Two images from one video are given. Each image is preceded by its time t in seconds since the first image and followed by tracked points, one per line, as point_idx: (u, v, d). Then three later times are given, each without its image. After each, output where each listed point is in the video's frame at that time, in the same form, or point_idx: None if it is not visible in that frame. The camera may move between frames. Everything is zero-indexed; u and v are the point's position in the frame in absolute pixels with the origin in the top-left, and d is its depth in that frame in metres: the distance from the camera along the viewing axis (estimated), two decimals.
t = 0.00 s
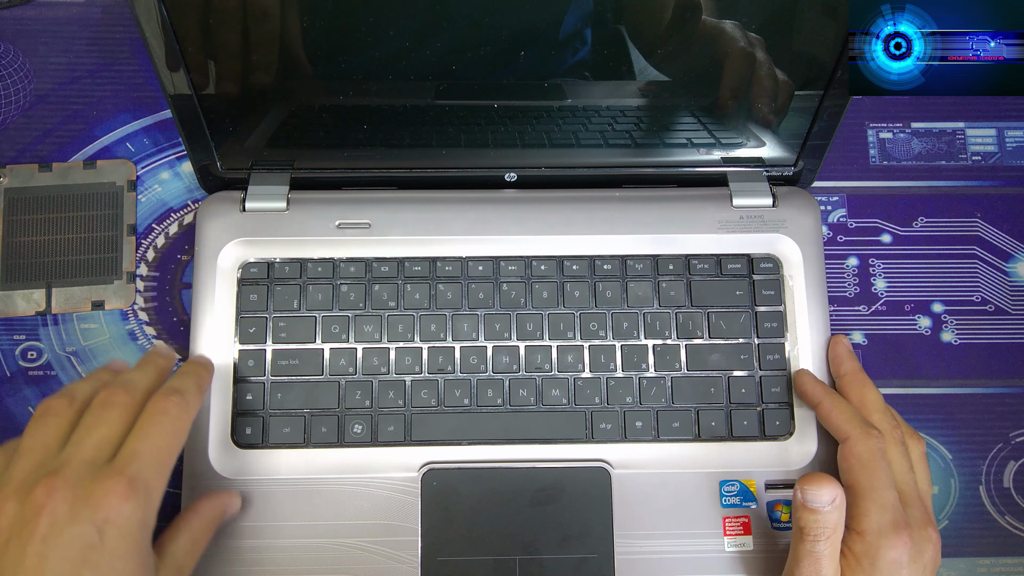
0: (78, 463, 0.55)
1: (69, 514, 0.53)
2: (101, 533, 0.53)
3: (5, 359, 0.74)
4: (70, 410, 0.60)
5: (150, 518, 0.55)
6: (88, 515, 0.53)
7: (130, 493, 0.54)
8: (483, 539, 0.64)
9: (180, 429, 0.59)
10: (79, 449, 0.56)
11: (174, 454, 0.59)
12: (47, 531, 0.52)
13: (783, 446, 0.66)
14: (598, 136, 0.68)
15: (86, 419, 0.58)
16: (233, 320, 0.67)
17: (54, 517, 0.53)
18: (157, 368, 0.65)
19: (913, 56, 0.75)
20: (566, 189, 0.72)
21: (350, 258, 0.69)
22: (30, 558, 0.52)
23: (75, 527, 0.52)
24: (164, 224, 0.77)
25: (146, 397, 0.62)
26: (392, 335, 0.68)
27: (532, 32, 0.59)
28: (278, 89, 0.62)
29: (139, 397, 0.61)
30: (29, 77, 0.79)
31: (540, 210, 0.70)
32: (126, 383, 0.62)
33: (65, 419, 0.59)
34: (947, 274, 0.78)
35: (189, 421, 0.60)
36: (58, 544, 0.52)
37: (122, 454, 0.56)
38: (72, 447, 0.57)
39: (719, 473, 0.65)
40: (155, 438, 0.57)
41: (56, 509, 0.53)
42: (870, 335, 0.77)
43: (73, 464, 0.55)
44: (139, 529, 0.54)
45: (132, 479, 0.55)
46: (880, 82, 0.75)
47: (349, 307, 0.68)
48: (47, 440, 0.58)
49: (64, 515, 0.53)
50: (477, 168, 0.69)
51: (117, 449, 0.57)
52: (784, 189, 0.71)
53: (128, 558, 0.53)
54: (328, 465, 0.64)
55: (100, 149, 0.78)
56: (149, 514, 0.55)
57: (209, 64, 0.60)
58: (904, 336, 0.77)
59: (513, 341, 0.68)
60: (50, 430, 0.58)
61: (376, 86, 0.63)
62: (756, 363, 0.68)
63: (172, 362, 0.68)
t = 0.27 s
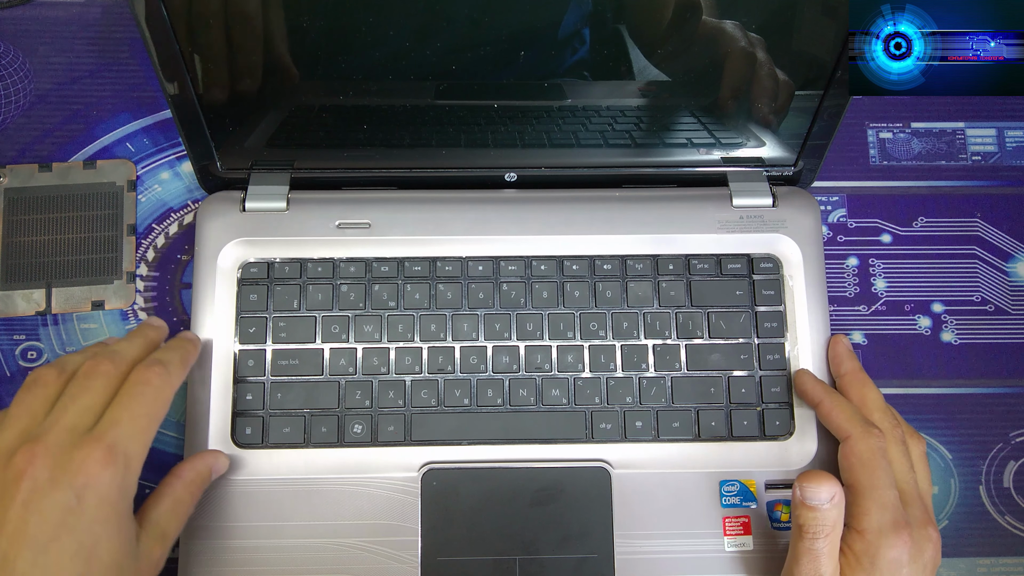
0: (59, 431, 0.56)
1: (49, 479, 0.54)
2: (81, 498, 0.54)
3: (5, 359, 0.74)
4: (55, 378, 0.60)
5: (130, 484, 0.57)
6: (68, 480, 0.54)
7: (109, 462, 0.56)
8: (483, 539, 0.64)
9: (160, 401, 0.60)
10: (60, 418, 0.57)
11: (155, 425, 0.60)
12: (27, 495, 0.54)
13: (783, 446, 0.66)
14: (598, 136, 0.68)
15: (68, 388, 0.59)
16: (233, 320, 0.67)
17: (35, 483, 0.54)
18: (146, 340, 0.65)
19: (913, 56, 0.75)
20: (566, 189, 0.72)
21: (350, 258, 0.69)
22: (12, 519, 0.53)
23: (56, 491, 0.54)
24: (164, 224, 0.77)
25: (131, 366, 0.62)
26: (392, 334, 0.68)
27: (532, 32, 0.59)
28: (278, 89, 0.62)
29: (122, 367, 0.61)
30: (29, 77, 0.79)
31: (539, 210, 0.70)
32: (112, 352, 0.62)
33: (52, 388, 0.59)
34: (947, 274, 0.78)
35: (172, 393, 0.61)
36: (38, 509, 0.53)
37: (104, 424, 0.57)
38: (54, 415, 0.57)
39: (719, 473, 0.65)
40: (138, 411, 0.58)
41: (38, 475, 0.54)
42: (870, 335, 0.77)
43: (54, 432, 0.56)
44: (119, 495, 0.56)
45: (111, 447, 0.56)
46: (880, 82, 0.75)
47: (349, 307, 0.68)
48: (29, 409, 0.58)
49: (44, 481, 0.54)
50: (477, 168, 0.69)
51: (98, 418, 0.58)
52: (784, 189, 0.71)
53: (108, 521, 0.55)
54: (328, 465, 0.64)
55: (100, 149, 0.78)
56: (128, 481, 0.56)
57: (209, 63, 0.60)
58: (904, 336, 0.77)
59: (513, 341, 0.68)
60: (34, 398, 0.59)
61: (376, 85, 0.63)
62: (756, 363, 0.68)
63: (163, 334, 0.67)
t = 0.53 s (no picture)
0: (92, 416, 0.57)
1: (81, 463, 0.55)
2: (111, 483, 0.54)
3: (5, 359, 0.74)
4: (82, 367, 0.62)
5: (161, 471, 0.57)
6: (100, 464, 0.54)
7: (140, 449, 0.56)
8: (483, 539, 0.64)
9: (189, 391, 0.60)
10: (94, 403, 0.58)
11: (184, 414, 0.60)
12: (60, 477, 0.54)
13: (783, 446, 0.66)
14: (598, 136, 0.68)
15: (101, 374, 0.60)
16: (233, 320, 0.67)
17: (68, 465, 0.55)
18: (171, 328, 0.66)
19: (913, 56, 0.75)
20: (566, 189, 0.72)
21: (350, 258, 0.69)
22: (45, 501, 0.53)
23: (88, 475, 0.54)
24: (164, 224, 0.77)
25: (159, 356, 0.63)
26: (392, 335, 0.68)
27: (532, 32, 0.59)
28: (278, 89, 0.62)
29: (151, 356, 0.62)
30: (29, 77, 0.79)
31: (539, 210, 0.70)
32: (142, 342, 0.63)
33: (78, 376, 0.61)
34: (947, 274, 0.78)
35: (200, 383, 0.61)
36: (70, 492, 0.54)
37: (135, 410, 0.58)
38: (88, 399, 0.58)
39: (719, 473, 0.65)
40: (168, 399, 0.59)
41: (71, 458, 0.55)
42: (869, 335, 0.77)
43: (87, 417, 0.57)
44: (149, 482, 0.56)
45: (144, 433, 0.56)
46: (880, 82, 0.75)
47: (349, 307, 0.68)
48: (65, 394, 0.59)
49: (77, 464, 0.55)
50: (477, 168, 0.69)
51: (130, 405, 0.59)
52: (784, 189, 0.71)
53: (137, 508, 0.55)
54: (328, 465, 0.64)
55: (100, 149, 0.78)
56: (159, 468, 0.56)
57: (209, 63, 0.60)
58: (904, 336, 0.77)
59: (513, 341, 0.68)
60: (65, 384, 0.60)
61: (376, 86, 0.63)
62: (756, 363, 0.68)
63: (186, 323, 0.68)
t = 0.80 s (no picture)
0: (127, 396, 0.57)
1: (117, 442, 0.55)
2: (147, 461, 0.55)
3: (5, 359, 0.74)
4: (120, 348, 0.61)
5: (195, 451, 0.57)
6: (135, 443, 0.55)
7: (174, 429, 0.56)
8: (482, 539, 0.64)
9: (221, 372, 0.60)
10: (129, 384, 0.58)
11: (216, 393, 0.60)
12: (96, 456, 0.55)
13: (783, 446, 0.66)
14: (598, 136, 0.68)
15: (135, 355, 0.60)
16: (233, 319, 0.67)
17: (105, 444, 0.55)
18: (203, 304, 0.65)
19: (912, 56, 0.75)
20: (566, 189, 0.72)
21: (349, 258, 0.69)
22: (83, 478, 0.54)
23: (124, 453, 0.54)
24: (164, 224, 0.77)
25: (193, 334, 0.62)
26: (392, 335, 0.68)
27: (532, 31, 0.59)
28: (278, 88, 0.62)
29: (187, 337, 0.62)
30: (29, 77, 0.79)
31: (539, 210, 0.70)
32: (174, 320, 0.62)
33: (113, 355, 0.61)
34: (947, 274, 0.78)
35: (231, 363, 0.61)
36: (106, 469, 0.54)
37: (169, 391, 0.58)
38: (123, 380, 0.58)
39: (719, 473, 0.65)
40: (200, 380, 0.59)
41: (107, 437, 0.55)
42: (869, 335, 0.77)
43: (123, 397, 0.57)
44: (184, 462, 0.56)
45: (178, 413, 0.57)
46: (880, 82, 0.75)
47: (349, 307, 0.68)
48: (101, 373, 0.60)
49: (113, 442, 0.55)
50: (477, 168, 0.69)
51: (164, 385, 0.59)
52: (784, 189, 0.71)
53: (172, 486, 0.55)
54: (327, 465, 0.64)
55: (100, 149, 0.78)
56: (193, 447, 0.57)
57: (209, 63, 0.60)
58: (904, 336, 0.77)
59: (513, 341, 0.68)
60: (102, 365, 0.60)
61: (376, 86, 0.63)
62: (756, 363, 0.68)
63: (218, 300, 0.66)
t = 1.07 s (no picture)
0: (145, 384, 0.58)
1: (131, 429, 0.56)
2: (159, 450, 0.55)
3: (5, 359, 0.74)
4: (141, 337, 0.62)
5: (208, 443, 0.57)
6: (148, 432, 0.55)
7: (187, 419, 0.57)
8: (482, 539, 0.64)
9: (239, 366, 0.61)
10: (147, 373, 0.59)
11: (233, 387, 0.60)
12: (111, 441, 0.56)
13: (783, 446, 0.66)
14: (598, 136, 0.68)
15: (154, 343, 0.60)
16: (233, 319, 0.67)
17: (120, 431, 0.56)
18: (225, 299, 0.64)
19: (912, 56, 0.75)
20: (566, 189, 0.72)
21: (349, 257, 0.69)
22: (97, 463, 0.55)
23: (138, 441, 0.55)
24: (164, 224, 0.77)
25: (213, 328, 0.63)
26: (392, 335, 0.68)
27: (532, 31, 0.59)
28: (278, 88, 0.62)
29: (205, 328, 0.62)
30: (29, 77, 0.79)
31: (539, 210, 0.70)
32: (195, 313, 0.63)
33: (135, 344, 0.61)
34: (947, 274, 0.78)
35: (248, 359, 0.62)
36: (119, 456, 0.55)
37: (185, 383, 0.58)
38: (141, 368, 0.59)
39: (719, 474, 0.65)
40: (217, 374, 0.59)
41: (122, 424, 0.56)
42: (870, 335, 0.77)
43: (140, 385, 0.58)
44: (195, 453, 0.56)
45: (192, 404, 0.57)
46: (880, 82, 0.75)
47: (349, 307, 0.68)
48: (121, 361, 0.60)
49: (128, 430, 0.56)
50: (477, 168, 0.69)
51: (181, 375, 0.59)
52: (784, 189, 0.71)
53: (183, 476, 0.56)
54: (327, 465, 0.64)
55: (100, 149, 0.78)
56: (206, 439, 0.57)
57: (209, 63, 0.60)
58: (904, 336, 0.77)
59: (513, 341, 0.68)
60: (122, 353, 0.61)
61: (376, 86, 0.63)
62: (756, 363, 0.68)
63: (241, 294, 0.66)
